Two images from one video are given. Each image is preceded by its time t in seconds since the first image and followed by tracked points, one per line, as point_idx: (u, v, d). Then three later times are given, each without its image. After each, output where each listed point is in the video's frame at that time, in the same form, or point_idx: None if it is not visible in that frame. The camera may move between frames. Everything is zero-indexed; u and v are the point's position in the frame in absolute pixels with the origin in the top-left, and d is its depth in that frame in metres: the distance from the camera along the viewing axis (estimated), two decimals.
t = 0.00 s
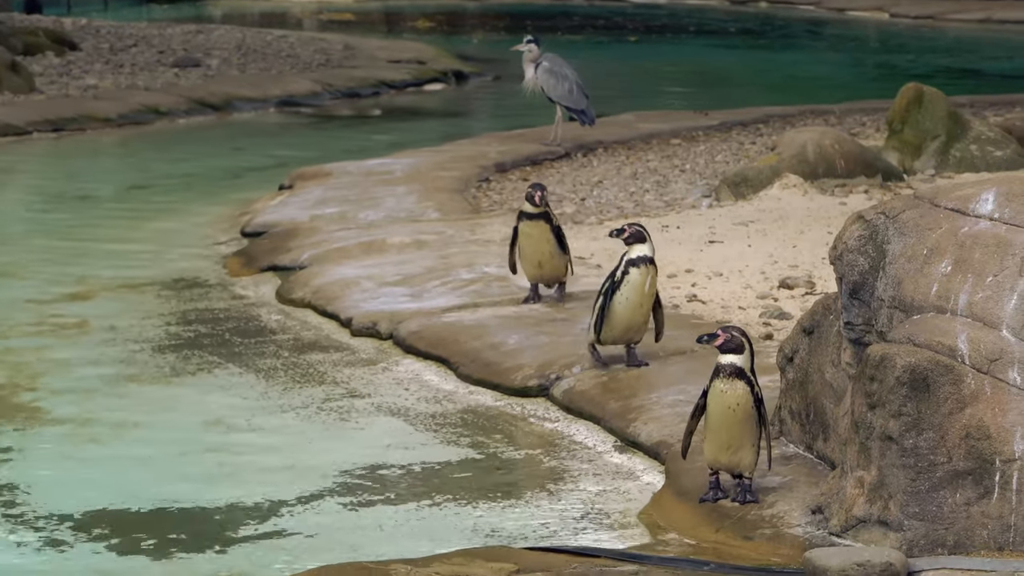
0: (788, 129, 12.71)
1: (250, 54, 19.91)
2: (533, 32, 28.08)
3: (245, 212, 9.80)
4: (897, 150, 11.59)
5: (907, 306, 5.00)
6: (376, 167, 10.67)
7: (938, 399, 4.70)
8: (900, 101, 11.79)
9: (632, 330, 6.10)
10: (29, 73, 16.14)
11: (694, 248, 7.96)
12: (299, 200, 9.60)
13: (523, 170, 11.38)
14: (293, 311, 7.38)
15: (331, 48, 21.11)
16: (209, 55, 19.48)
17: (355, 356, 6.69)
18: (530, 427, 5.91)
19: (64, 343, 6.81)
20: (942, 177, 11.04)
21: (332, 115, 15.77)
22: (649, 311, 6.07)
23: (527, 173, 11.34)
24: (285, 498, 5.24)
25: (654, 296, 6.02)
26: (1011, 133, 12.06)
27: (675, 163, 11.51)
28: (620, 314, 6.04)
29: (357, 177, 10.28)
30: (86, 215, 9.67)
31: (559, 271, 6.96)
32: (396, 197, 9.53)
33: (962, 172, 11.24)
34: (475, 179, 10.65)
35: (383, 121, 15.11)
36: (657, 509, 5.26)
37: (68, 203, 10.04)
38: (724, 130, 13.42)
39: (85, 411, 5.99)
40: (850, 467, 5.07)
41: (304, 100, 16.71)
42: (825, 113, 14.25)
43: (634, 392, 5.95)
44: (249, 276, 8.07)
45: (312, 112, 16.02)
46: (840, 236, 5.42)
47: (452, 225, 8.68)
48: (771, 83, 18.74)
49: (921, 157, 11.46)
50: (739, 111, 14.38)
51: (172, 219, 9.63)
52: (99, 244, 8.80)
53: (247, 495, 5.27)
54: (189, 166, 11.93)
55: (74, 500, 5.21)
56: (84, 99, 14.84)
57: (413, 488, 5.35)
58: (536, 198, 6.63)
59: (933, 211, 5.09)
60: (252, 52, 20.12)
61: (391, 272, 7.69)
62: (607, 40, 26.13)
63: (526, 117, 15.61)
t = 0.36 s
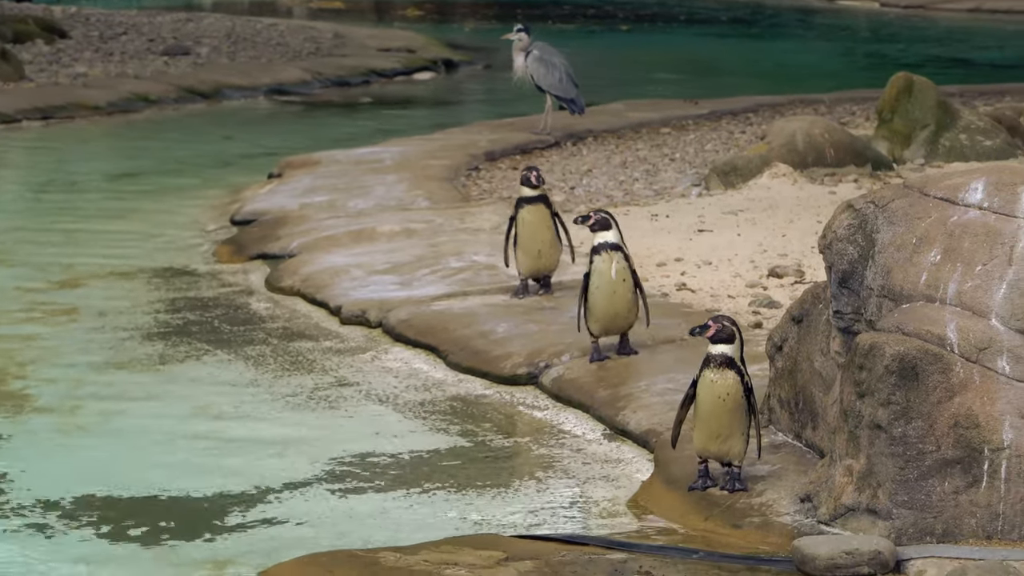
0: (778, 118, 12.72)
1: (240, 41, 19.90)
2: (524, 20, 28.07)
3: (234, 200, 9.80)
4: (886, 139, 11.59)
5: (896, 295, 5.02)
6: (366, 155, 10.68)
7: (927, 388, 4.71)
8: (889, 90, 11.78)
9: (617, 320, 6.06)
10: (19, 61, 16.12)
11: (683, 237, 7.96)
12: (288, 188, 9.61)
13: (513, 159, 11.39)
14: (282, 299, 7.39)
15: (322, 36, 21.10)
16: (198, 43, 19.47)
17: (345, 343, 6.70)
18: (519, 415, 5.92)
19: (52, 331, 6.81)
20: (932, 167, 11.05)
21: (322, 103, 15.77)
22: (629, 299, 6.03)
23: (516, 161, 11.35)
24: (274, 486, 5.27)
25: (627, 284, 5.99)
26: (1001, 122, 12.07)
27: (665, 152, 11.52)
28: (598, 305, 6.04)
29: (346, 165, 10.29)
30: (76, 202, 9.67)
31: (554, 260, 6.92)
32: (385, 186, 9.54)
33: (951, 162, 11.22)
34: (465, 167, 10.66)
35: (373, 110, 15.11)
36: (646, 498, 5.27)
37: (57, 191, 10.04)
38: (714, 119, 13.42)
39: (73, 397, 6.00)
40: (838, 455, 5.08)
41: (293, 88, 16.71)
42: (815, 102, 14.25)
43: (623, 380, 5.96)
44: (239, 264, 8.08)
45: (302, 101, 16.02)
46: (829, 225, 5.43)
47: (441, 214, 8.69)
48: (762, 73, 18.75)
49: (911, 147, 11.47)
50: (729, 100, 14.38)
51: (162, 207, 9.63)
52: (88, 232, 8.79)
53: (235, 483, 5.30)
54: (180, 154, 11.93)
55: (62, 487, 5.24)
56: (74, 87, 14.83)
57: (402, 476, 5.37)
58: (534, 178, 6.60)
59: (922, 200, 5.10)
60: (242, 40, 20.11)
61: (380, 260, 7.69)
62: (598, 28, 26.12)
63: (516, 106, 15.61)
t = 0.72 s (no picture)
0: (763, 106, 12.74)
1: (225, 29, 19.87)
2: (509, 7, 28.06)
3: (217, 188, 9.80)
4: (870, 128, 11.60)
5: (880, 284, 5.03)
6: (350, 143, 10.68)
7: (910, 376, 4.71)
8: (873, 78, 11.77)
9: (606, 313, 6.04)
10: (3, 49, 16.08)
11: (668, 225, 7.97)
12: (272, 175, 9.61)
13: (497, 147, 11.41)
14: (266, 287, 7.39)
15: (307, 24, 21.09)
16: (183, 31, 19.44)
17: (329, 332, 6.69)
18: (503, 404, 5.92)
19: (35, 319, 6.80)
20: (916, 155, 11.07)
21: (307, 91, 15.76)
22: (621, 296, 5.98)
23: (501, 150, 11.37)
24: (258, 474, 5.27)
25: (623, 280, 5.95)
26: (984, 110, 12.07)
27: (649, 140, 11.54)
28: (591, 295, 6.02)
29: (330, 153, 10.29)
30: (60, 190, 9.66)
31: (532, 255, 6.86)
32: (369, 173, 9.54)
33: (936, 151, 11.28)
34: (449, 155, 10.66)
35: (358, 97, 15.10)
36: (629, 485, 5.27)
37: (40, 179, 10.02)
38: (698, 107, 13.44)
39: (57, 386, 5.99)
40: (822, 444, 5.09)
41: (278, 75, 16.70)
42: (799, 91, 14.26)
43: (606, 370, 5.97)
44: (223, 252, 8.08)
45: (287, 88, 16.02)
46: (812, 214, 5.42)
47: (424, 202, 8.69)
48: (748, 60, 18.77)
49: (895, 136, 11.49)
50: (714, 88, 14.39)
51: (146, 195, 9.62)
52: (72, 219, 8.78)
53: (219, 472, 5.29)
54: (164, 141, 11.92)
55: (46, 476, 5.23)
56: (58, 74, 14.81)
57: (386, 464, 5.37)
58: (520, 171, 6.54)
59: (905, 189, 5.10)
60: (226, 27, 20.09)
61: (364, 248, 7.69)
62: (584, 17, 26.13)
63: (501, 93, 15.62)
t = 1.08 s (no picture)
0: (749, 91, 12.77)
1: (212, 15, 19.88)
2: None
3: (203, 173, 9.81)
4: (857, 112, 11.61)
5: (866, 268, 5.04)
6: (336, 129, 10.71)
7: (896, 360, 4.73)
8: (860, 63, 11.75)
9: (601, 300, 6.02)
10: None
11: (654, 209, 7.97)
12: (258, 160, 9.64)
13: (483, 132, 11.47)
14: (252, 272, 7.39)
15: (293, 10, 21.10)
16: (168, 16, 19.44)
17: (315, 316, 6.69)
18: (490, 387, 5.92)
19: (20, 303, 6.80)
20: (902, 140, 11.08)
21: (293, 77, 15.79)
22: (613, 282, 5.98)
23: (487, 136, 11.40)
24: (244, 458, 5.28)
25: (613, 265, 5.95)
26: (969, 95, 12.07)
27: (636, 125, 11.58)
28: (582, 287, 5.98)
29: (317, 138, 10.32)
30: (46, 176, 9.64)
31: (511, 242, 6.85)
32: (355, 159, 9.56)
33: (923, 136, 11.31)
34: (435, 140, 10.69)
35: (344, 83, 15.12)
36: (614, 468, 5.29)
37: (25, 164, 10.04)
38: (685, 92, 13.46)
39: (43, 370, 5.99)
40: (808, 428, 5.11)
41: (262, 61, 16.74)
42: (786, 76, 14.26)
43: (593, 353, 5.97)
44: (209, 237, 8.09)
45: (273, 75, 16.04)
46: (799, 198, 5.44)
47: (410, 186, 8.70)
48: (735, 45, 18.79)
49: (881, 120, 11.48)
50: (700, 73, 14.39)
51: (133, 180, 9.62)
52: (58, 205, 8.78)
53: (205, 455, 5.30)
54: (151, 127, 11.91)
55: (31, 459, 5.24)
56: (44, 60, 14.82)
57: (372, 448, 5.37)
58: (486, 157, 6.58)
59: (892, 172, 5.11)
60: (212, 14, 20.10)
61: (350, 233, 7.69)
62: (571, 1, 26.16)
63: (487, 79, 15.65)
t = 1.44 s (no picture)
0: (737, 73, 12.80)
1: None
2: None
3: (191, 154, 9.82)
4: (845, 93, 11.63)
5: (854, 250, 5.04)
6: (324, 109, 10.76)
7: (885, 341, 4.74)
8: (848, 44, 11.74)
9: (598, 289, 5.95)
10: None
11: (642, 190, 7.99)
12: (247, 141, 9.66)
13: (472, 114, 11.55)
14: (241, 254, 7.40)
15: None
16: None
17: (303, 297, 6.70)
18: (478, 369, 5.93)
19: (8, 284, 6.81)
20: (890, 122, 11.11)
21: (282, 57, 15.81)
22: (610, 273, 5.89)
23: (475, 117, 11.45)
24: (232, 439, 5.28)
25: (612, 257, 5.85)
26: (959, 76, 12.07)
27: (624, 107, 11.66)
28: (580, 273, 5.93)
29: (305, 119, 10.37)
30: (35, 157, 9.64)
31: (496, 227, 6.82)
32: (344, 138, 9.59)
33: (911, 117, 11.33)
34: (424, 121, 10.78)
35: (333, 64, 15.13)
36: (601, 448, 5.30)
37: (13, 144, 10.05)
38: (673, 73, 13.48)
39: (31, 351, 5.99)
40: (796, 409, 5.13)
41: (252, 42, 16.76)
42: (774, 57, 14.26)
43: (581, 334, 5.98)
44: (198, 218, 8.11)
45: (262, 56, 16.06)
46: (787, 179, 5.45)
47: (398, 167, 8.71)
48: (724, 26, 18.82)
49: (870, 102, 11.51)
50: (689, 54, 14.40)
51: (122, 161, 9.63)
52: (47, 185, 8.78)
53: (193, 436, 5.30)
54: (141, 108, 11.91)
55: (19, 441, 5.24)
56: (33, 41, 14.83)
57: (361, 430, 5.37)
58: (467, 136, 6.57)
59: (880, 154, 5.12)
60: None
61: (338, 214, 7.69)
62: None
63: (476, 60, 15.67)
